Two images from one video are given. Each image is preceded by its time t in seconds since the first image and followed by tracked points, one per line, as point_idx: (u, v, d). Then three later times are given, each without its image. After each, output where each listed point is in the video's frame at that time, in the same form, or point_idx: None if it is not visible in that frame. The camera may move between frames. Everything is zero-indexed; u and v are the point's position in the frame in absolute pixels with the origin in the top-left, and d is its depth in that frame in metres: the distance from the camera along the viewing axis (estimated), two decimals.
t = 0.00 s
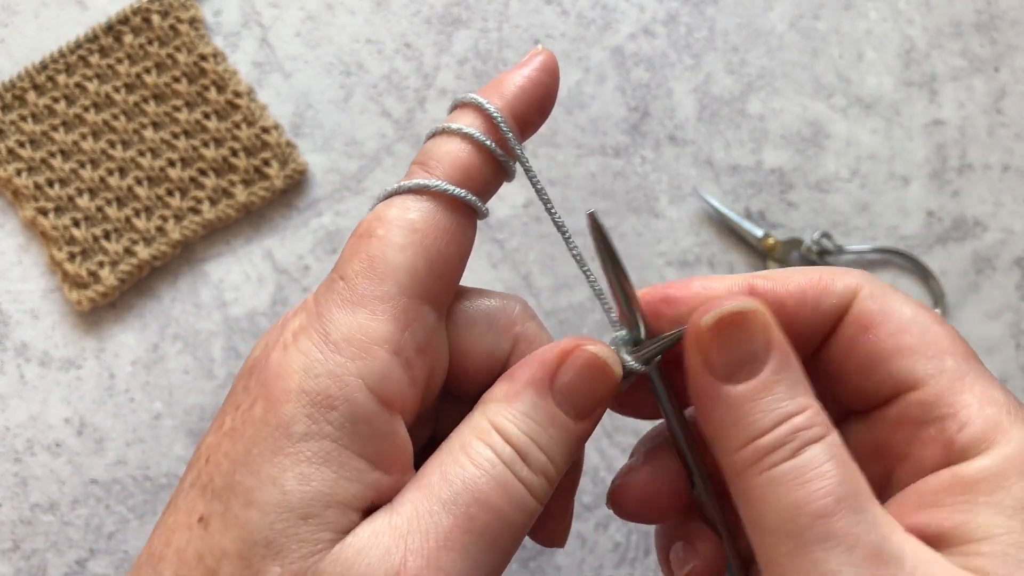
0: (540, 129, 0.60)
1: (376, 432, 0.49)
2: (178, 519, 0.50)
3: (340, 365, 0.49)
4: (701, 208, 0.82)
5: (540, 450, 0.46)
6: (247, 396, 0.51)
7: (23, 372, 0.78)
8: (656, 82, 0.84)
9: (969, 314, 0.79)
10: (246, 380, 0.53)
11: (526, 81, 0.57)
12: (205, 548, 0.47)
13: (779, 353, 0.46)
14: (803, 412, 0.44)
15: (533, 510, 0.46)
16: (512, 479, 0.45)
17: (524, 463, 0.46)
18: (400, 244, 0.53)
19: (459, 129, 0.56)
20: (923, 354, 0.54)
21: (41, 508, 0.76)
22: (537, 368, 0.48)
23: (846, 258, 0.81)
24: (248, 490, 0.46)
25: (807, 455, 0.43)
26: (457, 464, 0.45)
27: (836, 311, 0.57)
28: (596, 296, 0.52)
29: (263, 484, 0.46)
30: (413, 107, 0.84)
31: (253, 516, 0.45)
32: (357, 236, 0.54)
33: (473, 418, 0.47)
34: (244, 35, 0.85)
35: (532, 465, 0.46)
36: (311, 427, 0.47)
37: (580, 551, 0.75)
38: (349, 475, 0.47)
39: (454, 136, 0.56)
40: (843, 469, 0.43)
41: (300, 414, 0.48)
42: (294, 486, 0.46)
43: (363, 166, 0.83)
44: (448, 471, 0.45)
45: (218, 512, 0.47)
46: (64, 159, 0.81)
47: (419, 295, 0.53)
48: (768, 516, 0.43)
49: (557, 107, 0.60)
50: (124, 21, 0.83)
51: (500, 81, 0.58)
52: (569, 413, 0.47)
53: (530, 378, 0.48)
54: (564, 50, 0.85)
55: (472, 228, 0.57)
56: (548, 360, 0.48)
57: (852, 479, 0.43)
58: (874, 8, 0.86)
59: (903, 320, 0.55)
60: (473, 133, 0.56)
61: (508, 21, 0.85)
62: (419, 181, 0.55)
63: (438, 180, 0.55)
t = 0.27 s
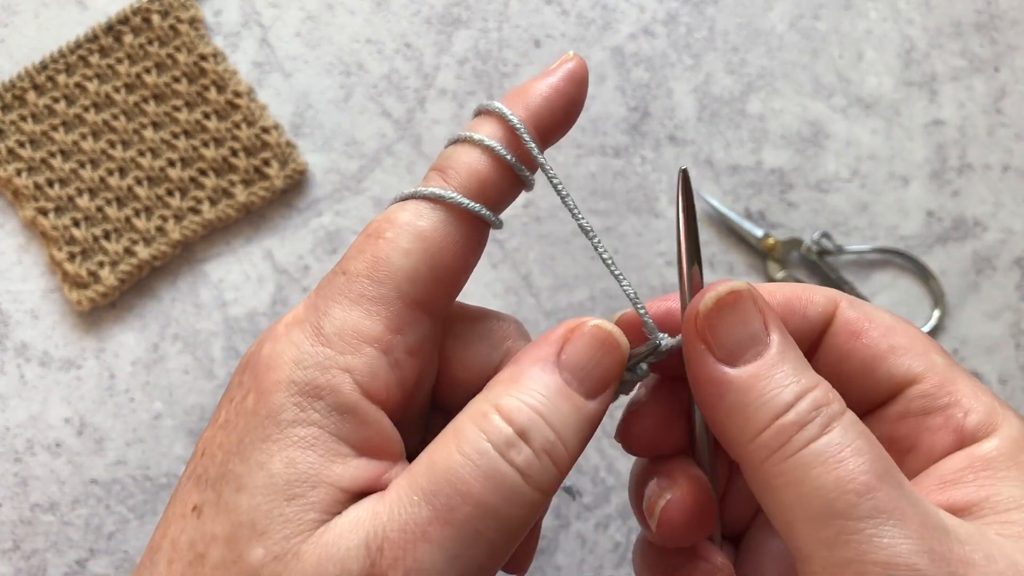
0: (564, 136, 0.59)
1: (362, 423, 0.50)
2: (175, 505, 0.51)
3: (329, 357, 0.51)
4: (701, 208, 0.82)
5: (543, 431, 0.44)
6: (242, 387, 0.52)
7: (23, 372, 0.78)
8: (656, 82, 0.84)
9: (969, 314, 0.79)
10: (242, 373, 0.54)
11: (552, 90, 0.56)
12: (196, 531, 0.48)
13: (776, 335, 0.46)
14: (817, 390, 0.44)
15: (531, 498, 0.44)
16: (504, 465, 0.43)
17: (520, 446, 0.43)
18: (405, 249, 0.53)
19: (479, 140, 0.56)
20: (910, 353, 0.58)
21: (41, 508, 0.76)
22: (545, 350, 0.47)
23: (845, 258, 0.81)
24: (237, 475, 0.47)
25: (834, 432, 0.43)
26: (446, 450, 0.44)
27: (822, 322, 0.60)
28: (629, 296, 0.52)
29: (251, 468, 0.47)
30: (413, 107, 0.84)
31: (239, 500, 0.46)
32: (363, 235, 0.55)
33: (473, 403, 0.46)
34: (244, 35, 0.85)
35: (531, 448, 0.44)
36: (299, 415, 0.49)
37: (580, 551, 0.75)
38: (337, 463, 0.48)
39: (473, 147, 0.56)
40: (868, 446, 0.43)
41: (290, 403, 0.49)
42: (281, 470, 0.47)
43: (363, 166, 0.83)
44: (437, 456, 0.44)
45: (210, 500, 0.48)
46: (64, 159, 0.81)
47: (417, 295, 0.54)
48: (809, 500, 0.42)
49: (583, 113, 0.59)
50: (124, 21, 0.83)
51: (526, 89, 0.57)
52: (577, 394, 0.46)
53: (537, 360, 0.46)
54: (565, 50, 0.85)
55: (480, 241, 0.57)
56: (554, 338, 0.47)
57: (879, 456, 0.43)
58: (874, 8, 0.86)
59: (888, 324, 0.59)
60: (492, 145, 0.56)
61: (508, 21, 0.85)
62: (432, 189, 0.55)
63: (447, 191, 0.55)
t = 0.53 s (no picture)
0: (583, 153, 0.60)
1: (361, 413, 0.51)
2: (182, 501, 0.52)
3: (328, 348, 0.52)
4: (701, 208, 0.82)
5: (525, 403, 0.44)
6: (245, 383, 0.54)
7: (22, 372, 0.78)
8: (656, 82, 0.84)
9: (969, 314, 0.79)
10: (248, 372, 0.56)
11: (572, 108, 0.57)
12: (194, 518, 0.48)
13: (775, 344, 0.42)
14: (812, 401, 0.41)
15: (520, 469, 0.43)
16: (486, 435, 0.43)
17: (501, 413, 0.43)
18: (415, 253, 0.54)
19: (497, 155, 0.57)
20: (967, 354, 0.53)
21: (41, 508, 0.76)
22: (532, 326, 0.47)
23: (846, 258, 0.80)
24: (235, 461, 0.48)
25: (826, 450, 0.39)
26: (429, 423, 0.44)
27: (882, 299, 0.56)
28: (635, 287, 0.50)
29: (249, 453, 0.48)
30: (413, 107, 0.84)
31: (235, 483, 0.47)
32: (377, 238, 0.56)
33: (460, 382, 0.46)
34: (244, 35, 0.85)
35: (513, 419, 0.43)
36: (296, 402, 0.50)
37: (580, 551, 0.75)
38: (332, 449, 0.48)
39: (491, 161, 0.57)
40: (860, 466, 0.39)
41: (289, 391, 0.50)
42: (276, 453, 0.47)
43: (363, 166, 0.83)
44: (423, 432, 0.44)
45: (209, 489, 0.49)
46: (64, 159, 0.81)
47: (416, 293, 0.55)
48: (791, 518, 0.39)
49: (603, 133, 0.60)
50: (124, 21, 0.83)
51: (547, 109, 0.58)
52: (563, 368, 0.45)
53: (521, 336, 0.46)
54: (565, 50, 0.85)
55: (496, 252, 0.57)
56: (537, 319, 0.47)
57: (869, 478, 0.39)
58: (874, 8, 0.86)
59: (948, 317, 0.54)
60: (510, 161, 0.56)
61: (508, 21, 0.85)
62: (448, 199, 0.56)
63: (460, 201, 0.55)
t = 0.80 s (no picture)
0: (577, 159, 0.61)
1: (325, 402, 0.51)
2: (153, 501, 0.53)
3: (293, 335, 0.53)
4: (701, 208, 0.82)
5: (496, 396, 0.44)
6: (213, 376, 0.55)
7: (22, 372, 0.78)
8: (656, 82, 0.84)
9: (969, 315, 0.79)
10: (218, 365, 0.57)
11: (568, 112, 0.58)
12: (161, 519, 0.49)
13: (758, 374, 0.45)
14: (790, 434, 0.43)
15: (490, 467, 0.44)
16: (457, 432, 0.43)
17: (472, 410, 0.44)
18: (389, 237, 0.56)
19: (484, 147, 0.58)
20: (969, 392, 0.51)
21: (41, 508, 0.76)
22: (502, 318, 0.47)
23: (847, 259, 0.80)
24: (197, 458, 0.49)
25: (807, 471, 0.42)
26: (399, 420, 0.44)
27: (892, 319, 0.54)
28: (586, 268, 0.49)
29: (211, 449, 0.49)
30: (413, 107, 0.84)
31: (198, 481, 0.48)
32: (356, 226, 0.58)
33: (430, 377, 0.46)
34: (244, 35, 0.85)
35: (486, 413, 0.44)
36: (257, 392, 0.50)
37: (580, 551, 0.74)
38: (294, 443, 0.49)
39: (479, 153, 0.58)
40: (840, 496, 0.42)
41: (249, 382, 0.51)
42: (237, 449, 0.48)
43: (363, 166, 0.83)
44: (392, 431, 0.44)
45: (173, 485, 0.50)
46: (64, 159, 0.81)
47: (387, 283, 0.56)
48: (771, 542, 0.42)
49: (601, 140, 0.61)
50: (124, 21, 0.83)
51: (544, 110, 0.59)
52: (531, 360, 0.46)
53: (489, 328, 0.47)
54: (565, 49, 0.85)
55: (476, 242, 0.58)
56: (504, 316, 0.47)
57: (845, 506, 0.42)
58: (874, 8, 0.85)
59: (966, 345, 0.52)
60: (495, 152, 0.58)
61: (508, 21, 0.85)
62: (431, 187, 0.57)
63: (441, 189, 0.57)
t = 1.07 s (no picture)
0: (573, 165, 0.60)
1: (331, 423, 0.51)
2: (159, 522, 0.52)
3: (293, 358, 0.51)
4: (701, 208, 0.82)
5: (538, 424, 0.45)
6: (206, 398, 0.53)
7: (22, 372, 0.78)
8: (656, 82, 0.84)
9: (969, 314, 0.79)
10: (205, 382, 0.55)
11: (569, 119, 0.58)
12: (182, 549, 0.49)
13: (747, 374, 0.48)
14: (774, 427, 0.45)
15: (528, 494, 0.46)
16: (505, 466, 0.44)
17: (518, 443, 0.45)
18: (381, 249, 0.54)
19: (481, 149, 0.57)
20: (954, 388, 0.51)
21: (41, 508, 0.76)
22: (516, 336, 0.48)
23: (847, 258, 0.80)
24: (214, 491, 0.49)
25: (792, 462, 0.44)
26: (435, 452, 0.44)
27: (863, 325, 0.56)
28: (595, 290, 0.54)
29: (227, 482, 0.48)
30: (413, 107, 0.84)
31: (221, 517, 0.48)
32: (340, 231, 0.55)
33: (455, 398, 0.46)
34: (244, 35, 0.85)
35: (531, 443, 0.45)
36: (266, 421, 0.49)
37: (580, 551, 0.74)
38: (312, 468, 0.49)
39: (474, 153, 0.57)
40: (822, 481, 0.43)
41: (256, 410, 0.50)
42: (257, 482, 0.48)
43: (363, 166, 0.83)
44: (431, 467, 0.44)
45: (188, 517, 0.50)
46: (64, 159, 0.81)
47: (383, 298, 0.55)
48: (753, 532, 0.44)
49: (602, 146, 0.60)
50: (124, 21, 0.83)
51: (545, 113, 0.58)
52: (553, 377, 0.47)
53: (510, 349, 0.47)
54: (565, 49, 0.85)
55: (463, 247, 0.58)
56: (520, 327, 0.49)
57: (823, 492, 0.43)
58: (874, 8, 0.85)
59: (935, 341, 0.52)
60: (492, 155, 0.57)
61: (508, 20, 0.85)
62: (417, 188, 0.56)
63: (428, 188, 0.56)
